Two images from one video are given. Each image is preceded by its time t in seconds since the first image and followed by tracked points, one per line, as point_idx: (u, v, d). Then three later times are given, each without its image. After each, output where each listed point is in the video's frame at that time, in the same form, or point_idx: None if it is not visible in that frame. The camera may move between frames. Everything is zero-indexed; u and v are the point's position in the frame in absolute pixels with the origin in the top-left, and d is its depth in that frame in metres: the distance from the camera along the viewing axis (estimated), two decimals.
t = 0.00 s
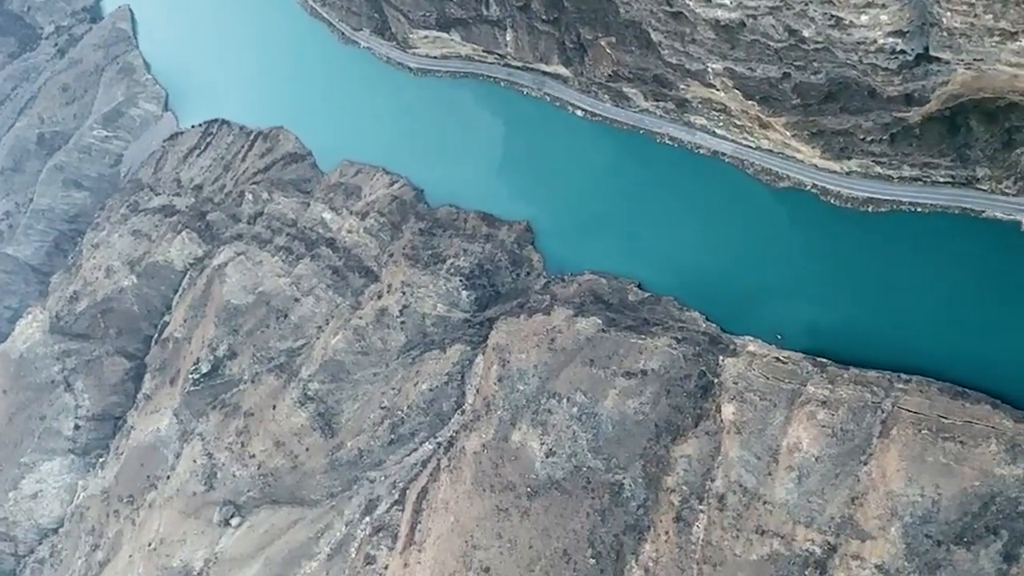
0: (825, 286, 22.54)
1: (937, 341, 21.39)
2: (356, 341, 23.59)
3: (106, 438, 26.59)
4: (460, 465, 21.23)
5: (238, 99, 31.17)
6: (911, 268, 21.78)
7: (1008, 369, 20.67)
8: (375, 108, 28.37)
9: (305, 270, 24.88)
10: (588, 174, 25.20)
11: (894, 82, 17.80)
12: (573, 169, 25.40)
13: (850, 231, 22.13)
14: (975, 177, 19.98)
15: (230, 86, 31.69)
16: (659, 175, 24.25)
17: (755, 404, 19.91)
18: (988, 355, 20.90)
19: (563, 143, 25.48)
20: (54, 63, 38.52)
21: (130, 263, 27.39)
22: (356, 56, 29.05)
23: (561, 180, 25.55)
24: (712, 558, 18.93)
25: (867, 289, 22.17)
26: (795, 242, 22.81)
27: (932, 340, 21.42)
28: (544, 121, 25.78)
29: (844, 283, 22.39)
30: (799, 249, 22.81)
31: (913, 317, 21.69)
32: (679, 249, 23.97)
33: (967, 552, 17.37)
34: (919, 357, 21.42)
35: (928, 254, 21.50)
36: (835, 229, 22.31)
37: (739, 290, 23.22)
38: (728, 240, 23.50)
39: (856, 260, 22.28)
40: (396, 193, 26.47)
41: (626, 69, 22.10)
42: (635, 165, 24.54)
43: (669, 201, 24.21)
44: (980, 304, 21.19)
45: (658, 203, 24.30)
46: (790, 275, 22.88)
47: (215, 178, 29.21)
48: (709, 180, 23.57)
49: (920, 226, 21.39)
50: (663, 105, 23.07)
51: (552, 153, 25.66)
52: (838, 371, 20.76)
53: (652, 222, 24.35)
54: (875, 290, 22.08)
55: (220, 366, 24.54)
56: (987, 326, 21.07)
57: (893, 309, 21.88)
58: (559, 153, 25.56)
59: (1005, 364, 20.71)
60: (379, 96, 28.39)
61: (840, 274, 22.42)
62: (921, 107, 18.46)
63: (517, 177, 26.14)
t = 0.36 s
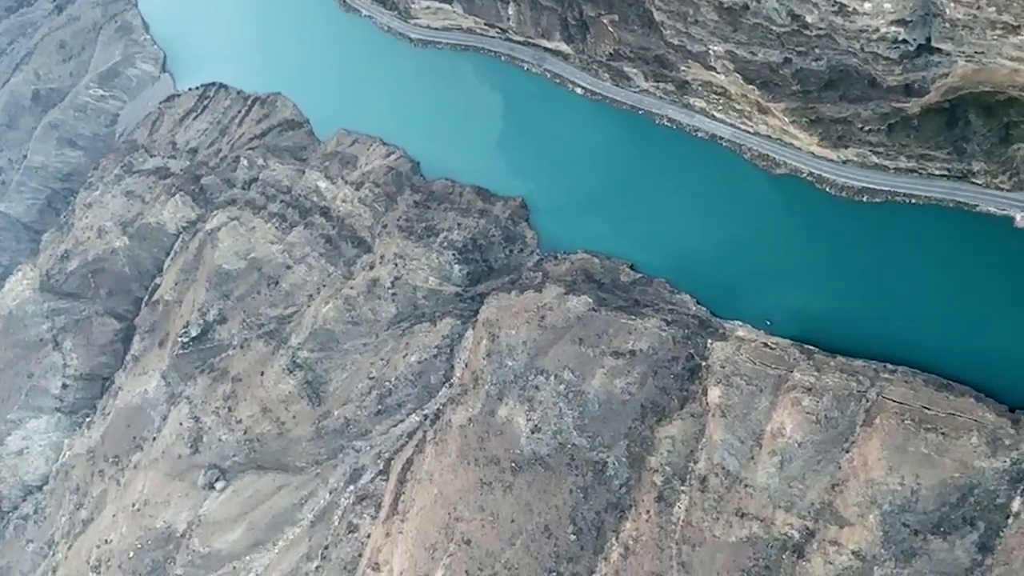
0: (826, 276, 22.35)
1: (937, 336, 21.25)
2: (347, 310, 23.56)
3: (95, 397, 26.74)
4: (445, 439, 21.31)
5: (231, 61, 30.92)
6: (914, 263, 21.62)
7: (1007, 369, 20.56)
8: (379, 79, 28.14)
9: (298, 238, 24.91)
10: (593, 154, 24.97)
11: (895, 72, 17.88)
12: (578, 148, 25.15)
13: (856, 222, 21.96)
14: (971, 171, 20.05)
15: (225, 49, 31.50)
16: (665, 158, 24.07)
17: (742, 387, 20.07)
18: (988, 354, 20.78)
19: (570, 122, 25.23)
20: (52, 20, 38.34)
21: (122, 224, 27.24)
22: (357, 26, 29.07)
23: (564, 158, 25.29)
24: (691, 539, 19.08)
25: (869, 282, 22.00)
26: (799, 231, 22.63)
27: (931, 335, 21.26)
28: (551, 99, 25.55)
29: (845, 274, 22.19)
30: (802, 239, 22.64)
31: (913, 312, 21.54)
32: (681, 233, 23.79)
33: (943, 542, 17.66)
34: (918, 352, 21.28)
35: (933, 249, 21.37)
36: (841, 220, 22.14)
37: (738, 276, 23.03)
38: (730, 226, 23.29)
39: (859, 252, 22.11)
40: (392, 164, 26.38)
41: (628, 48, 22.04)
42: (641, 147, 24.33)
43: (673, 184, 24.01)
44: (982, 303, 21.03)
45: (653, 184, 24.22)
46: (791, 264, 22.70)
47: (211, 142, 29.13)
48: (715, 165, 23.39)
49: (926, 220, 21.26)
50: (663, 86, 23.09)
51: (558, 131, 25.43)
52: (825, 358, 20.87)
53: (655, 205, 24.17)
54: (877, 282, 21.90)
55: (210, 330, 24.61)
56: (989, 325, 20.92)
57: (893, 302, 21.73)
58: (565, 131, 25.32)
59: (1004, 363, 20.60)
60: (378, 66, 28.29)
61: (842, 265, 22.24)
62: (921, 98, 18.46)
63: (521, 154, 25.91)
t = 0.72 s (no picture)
0: (828, 269, 22.22)
1: (937, 333, 21.11)
2: (340, 283, 23.63)
3: (84, 360, 26.89)
4: (432, 414, 21.36)
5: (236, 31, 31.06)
6: (916, 259, 21.51)
7: (1007, 369, 20.40)
8: (386, 55, 28.01)
9: (293, 209, 24.88)
10: (598, 139, 24.82)
11: (896, 64, 17.84)
12: (583, 131, 25.02)
13: (859, 216, 21.85)
14: (967, 167, 20.08)
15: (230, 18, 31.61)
16: (670, 145, 23.96)
17: (730, 373, 20.19)
18: (989, 353, 20.61)
19: (576, 105, 25.13)
20: None
21: (117, 187, 27.21)
22: None
23: (569, 141, 25.16)
24: (673, 522, 19.19)
25: (870, 276, 21.86)
26: (802, 223, 22.51)
27: (931, 332, 21.11)
28: (558, 81, 25.42)
29: (846, 267, 22.07)
30: (804, 231, 22.53)
31: (914, 308, 21.41)
32: (683, 221, 23.69)
33: (922, 533, 17.75)
34: (917, 348, 21.14)
35: (936, 245, 21.24)
36: (843, 213, 22.03)
37: (739, 266, 22.91)
38: (733, 216, 23.17)
39: (861, 246, 21.98)
40: (389, 137, 26.30)
41: (631, 29, 22.09)
42: (647, 133, 24.20)
43: (677, 171, 23.87)
44: (985, 302, 20.87)
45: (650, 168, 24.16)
46: (792, 256, 22.59)
47: (209, 109, 28.98)
48: (720, 154, 23.30)
49: (930, 217, 21.16)
50: (664, 70, 23.04)
51: (563, 113, 25.29)
52: (813, 347, 20.88)
53: (658, 191, 24.04)
54: (877, 276, 21.80)
55: (202, 298, 24.65)
56: (990, 324, 20.75)
57: (894, 298, 21.61)
58: (570, 114, 25.18)
59: (1004, 363, 20.45)
60: (381, 40, 28.26)
61: (844, 258, 22.11)
62: (920, 91, 18.60)
63: (525, 135, 25.77)
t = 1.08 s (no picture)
0: (830, 265, 22.09)
1: (929, 331, 21.05)
2: (334, 255, 23.59)
3: (74, 322, 26.71)
4: (421, 390, 21.36)
5: None
6: (920, 259, 21.41)
7: (1007, 373, 20.27)
8: (393, 31, 27.95)
9: (289, 179, 24.84)
10: (604, 124, 24.67)
11: (899, 59, 17.68)
12: (590, 116, 24.87)
13: (863, 213, 21.76)
14: (965, 166, 20.06)
15: None
16: (677, 134, 23.82)
17: (719, 361, 20.33)
18: (989, 356, 20.48)
19: (584, 89, 24.98)
20: None
21: (114, 150, 27.16)
22: None
23: (575, 125, 24.99)
24: (655, 506, 19.31)
25: (872, 274, 21.75)
26: (805, 217, 22.38)
27: (931, 332, 21.02)
28: (567, 64, 25.26)
29: (849, 264, 21.94)
30: (807, 226, 22.40)
31: (916, 308, 21.29)
32: (686, 210, 23.56)
33: (901, 527, 17.92)
34: (916, 347, 21.04)
35: (939, 246, 21.15)
36: (848, 209, 21.93)
37: (740, 258, 22.79)
38: (736, 207, 23.03)
39: (864, 243, 21.88)
40: (389, 112, 26.27)
41: (636, 13, 22.33)
42: (654, 120, 24.05)
43: (683, 160, 23.72)
44: (987, 305, 20.74)
45: (650, 153, 24.09)
46: (795, 250, 22.46)
47: (209, 75, 28.83)
48: (727, 144, 23.17)
49: (935, 216, 21.08)
50: (668, 56, 23.11)
51: (570, 97, 25.12)
52: (802, 339, 20.88)
53: (662, 180, 23.88)
54: (871, 271, 21.75)
55: (195, 264, 24.58)
56: (992, 327, 20.62)
57: (895, 297, 21.48)
58: (578, 98, 25.01)
59: (1004, 366, 20.32)
60: (387, 15, 28.24)
61: (846, 255, 21.99)
62: (922, 87, 18.44)
63: (531, 117, 25.58)
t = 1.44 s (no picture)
0: (832, 263, 22.09)
1: (919, 329, 21.18)
2: (329, 228, 23.61)
3: (67, 283, 26.63)
4: (410, 366, 21.46)
5: None
6: (913, 257, 21.47)
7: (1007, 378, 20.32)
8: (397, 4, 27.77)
9: (288, 149, 24.76)
10: (611, 111, 24.55)
11: (903, 55, 17.81)
12: (596, 102, 24.75)
13: (867, 212, 21.71)
14: (963, 166, 20.10)
15: None
16: (683, 124, 23.70)
17: (710, 349, 20.41)
18: (990, 360, 20.54)
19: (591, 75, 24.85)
20: None
21: (113, 112, 27.03)
22: None
23: (582, 111, 24.89)
24: (638, 491, 19.44)
25: (874, 272, 21.75)
26: (809, 213, 22.34)
27: (931, 333, 21.04)
28: (574, 49, 25.08)
29: (851, 262, 21.96)
30: (812, 222, 22.35)
31: (907, 305, 21.39)
32: (690, 200, 23.54)
33: (880, 522, 18.04)
34: (915, 347, 21.09)
35: (942, 248, 21.13)
36: (852, 208, 21.88)
37: (743, 251, 22.77)
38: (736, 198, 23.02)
39: (868, 242, 21.87)
40: (391, 86, 26.21)
41: None
42: (661, 108, 23.91)
43: (689, 150, 23.63)
44: (990, 310, 20.75)
45: (650, 139, 24.08)
46: (798, 246, 22.45)
47: (211, 41, 28.65)
48: (733, 137, 23.06)
49: (938, 220, 21.04)
50: (673, 42, 22.93)
51: (577, 82, 25.00)
52: (793, 332, 20.87)
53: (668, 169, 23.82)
54: (865, 267, 21.84)
55: (190, 230, 24.56)
56: (993, 331, 20.64)
57: (897, 296, 21.49)
58: (585, 83, 24.90)
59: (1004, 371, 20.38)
60: None
61: (850, 253, 21.94)
62: (925, 85, 18.48)
63: (537, 100, 25.45)
